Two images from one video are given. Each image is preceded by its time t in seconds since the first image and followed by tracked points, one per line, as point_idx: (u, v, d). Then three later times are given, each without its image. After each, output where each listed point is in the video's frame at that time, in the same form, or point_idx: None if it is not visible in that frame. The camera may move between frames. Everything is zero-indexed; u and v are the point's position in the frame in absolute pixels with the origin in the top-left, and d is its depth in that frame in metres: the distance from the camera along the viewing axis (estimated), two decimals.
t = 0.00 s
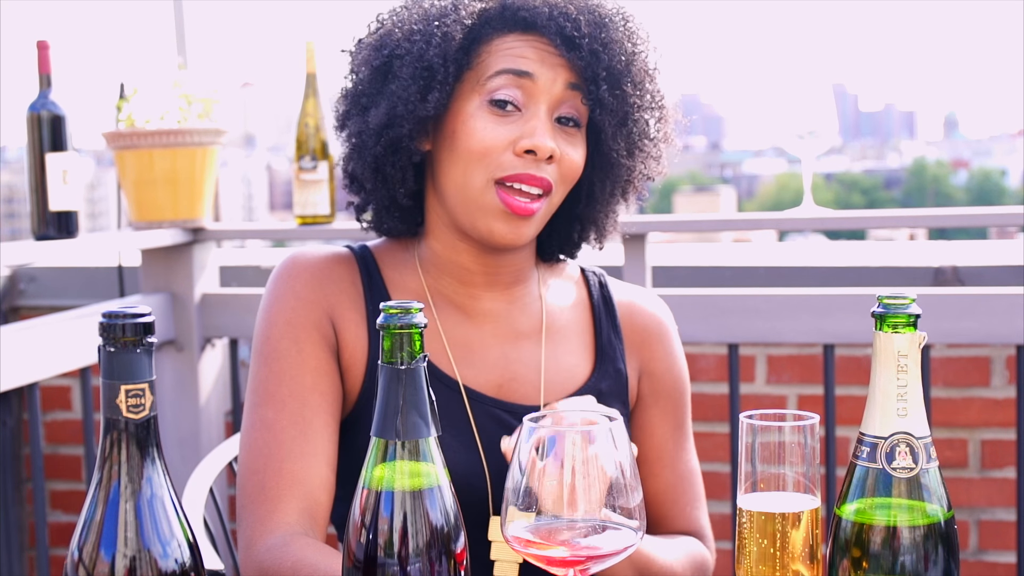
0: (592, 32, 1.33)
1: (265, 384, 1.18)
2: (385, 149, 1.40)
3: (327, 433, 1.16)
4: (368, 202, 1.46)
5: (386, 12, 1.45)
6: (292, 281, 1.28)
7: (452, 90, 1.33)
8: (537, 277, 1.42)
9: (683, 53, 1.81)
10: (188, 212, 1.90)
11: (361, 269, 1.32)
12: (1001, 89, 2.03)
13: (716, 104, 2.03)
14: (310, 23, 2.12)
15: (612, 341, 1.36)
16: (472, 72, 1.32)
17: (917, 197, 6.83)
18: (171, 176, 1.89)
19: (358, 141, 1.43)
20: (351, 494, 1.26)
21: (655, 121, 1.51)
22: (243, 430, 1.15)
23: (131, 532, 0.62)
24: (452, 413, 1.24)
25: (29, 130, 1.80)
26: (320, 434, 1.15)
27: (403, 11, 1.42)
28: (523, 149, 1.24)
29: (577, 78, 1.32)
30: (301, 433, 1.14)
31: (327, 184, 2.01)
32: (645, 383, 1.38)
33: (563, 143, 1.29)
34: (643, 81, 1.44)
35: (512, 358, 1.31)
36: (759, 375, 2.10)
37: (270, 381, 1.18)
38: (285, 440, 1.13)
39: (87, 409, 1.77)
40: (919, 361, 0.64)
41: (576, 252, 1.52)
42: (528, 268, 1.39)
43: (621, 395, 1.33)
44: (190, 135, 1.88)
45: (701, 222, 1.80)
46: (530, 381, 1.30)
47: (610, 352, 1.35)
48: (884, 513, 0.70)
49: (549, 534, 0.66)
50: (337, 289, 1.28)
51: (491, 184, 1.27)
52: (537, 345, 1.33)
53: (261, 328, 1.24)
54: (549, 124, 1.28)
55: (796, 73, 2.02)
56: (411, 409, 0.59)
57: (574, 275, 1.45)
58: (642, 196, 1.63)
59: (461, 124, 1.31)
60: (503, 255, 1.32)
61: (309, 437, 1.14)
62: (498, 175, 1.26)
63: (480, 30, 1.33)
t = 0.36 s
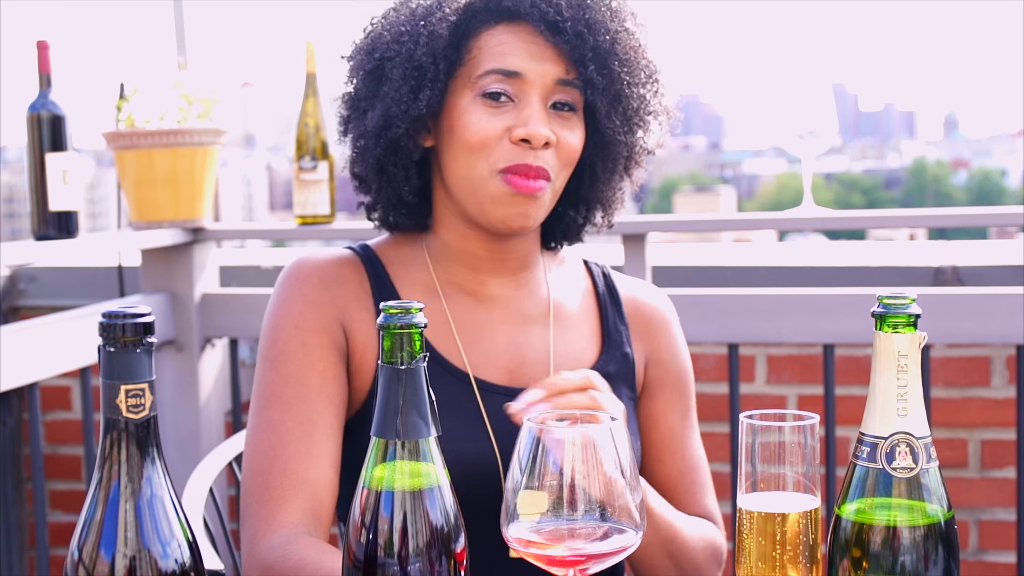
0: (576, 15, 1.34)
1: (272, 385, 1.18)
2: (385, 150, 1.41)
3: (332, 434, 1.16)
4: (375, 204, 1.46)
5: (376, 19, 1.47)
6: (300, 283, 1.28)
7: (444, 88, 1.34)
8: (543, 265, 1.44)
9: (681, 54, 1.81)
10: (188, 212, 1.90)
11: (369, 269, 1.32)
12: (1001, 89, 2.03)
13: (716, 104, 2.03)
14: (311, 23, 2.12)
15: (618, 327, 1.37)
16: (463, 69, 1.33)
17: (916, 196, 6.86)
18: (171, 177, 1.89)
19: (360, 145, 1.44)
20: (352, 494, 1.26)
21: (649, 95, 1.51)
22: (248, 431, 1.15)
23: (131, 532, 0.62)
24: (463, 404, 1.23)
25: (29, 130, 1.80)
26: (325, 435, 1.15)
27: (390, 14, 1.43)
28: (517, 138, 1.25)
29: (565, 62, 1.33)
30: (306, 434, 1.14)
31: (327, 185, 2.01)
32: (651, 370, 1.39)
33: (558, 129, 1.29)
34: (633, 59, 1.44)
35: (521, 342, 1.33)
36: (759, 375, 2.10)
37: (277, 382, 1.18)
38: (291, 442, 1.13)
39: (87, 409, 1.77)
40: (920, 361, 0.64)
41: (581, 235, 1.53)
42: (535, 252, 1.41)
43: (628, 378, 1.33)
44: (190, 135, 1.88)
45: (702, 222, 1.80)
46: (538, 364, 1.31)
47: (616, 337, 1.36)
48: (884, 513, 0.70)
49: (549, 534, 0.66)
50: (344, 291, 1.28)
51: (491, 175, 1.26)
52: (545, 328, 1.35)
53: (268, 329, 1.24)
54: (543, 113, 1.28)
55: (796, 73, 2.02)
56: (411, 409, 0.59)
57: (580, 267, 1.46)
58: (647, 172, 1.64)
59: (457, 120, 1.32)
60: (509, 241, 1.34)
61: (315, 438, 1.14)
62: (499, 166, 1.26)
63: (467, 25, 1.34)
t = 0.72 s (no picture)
0: (576, 11, 1.34)
1: (286, 386, 1.18)
2: (399, 152, 1.43)
3: (345, 438, 1.16)
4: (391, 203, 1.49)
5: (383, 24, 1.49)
6: (318, 284, 1.29)
7: (453, 92, 1.35)
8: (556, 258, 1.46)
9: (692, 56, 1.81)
10: (191, 214, 1.90)
11: (387, 270, 1.32)
12: (1001, 92, 2.04)
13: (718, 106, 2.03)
14: (314, 25, 2.13)
15: (632, 321, 1.38)
16: (470, 71, 1.34)
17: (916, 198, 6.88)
18: (173, 180, 1.89)
19: (375, 148, 1.47)
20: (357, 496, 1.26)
21: (653, 84, 1.52)
22: (262, 434, 1.16)
23: (133, 534, 0.62)
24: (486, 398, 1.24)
25: (32, 133, 1.80)
26: (338, 439, 1.15)
27: (396, 19, 1.44)
28: (529, 138, 1.25)
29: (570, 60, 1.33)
30: (319, 437, 1.14)
31: (329, 187, 2.01)
32: (664, 369, 1.41)
33: (567, 125, 1.30)
34: (635, 52, 1.45)
35: (541, 334, 1.33)
36: (761, 378, 2.10)
37: (292, 383, 1.18)
38: (304, 444, 1.13)
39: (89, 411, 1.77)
40: (921, 364, 0.64)
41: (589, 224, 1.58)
42: (551, 244, 1.43)
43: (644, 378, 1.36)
44: (192, 137, 1.88)
45: (704, 224, 1.80)
46: (558, 353, 1.31)
47: (629, 331, 1.37)
48: (886, 516, 0.70)
49: (551, 536, 0.66)
50: (361, 293, 1.28)
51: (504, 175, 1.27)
52: (563, 319, 1.36)
53: (286, 329, 1.25)
54: (551, 110, 1.29)
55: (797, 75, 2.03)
56: (413, 412, 0.59)
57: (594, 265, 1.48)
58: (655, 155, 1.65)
59: (468, 122, 1.32)
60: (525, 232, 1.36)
61: (327, 442, 1.14)
62: (513, 166, 1.26)
63: (471, 28, 1.35)
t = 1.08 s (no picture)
0: (589, 22, 1.34)
1: (297, 392, 1.18)
2: (414, 160, 1.44)
3: (354, 444, 1.16)
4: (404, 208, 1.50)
5: (396, 31, 1.48)
6: (331, 291, 1.29)
7: (467, 102, 1.36)
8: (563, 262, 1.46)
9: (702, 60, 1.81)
10: (193, 217, 1.90)
11: (400, 278, 1.32)
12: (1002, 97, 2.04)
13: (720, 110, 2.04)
14: (317, 29, 2.14)
15: (639, 327, 1.38)
16: (484, 81, 1.35)
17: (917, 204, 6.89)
18: (175, 183, 1.89)
19: (389, 155, 1.47)
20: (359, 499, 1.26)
21: (666, 90, 1.52)
22: (271, 437, 1.16)
23: (134, 537, 0.62)
24: (496, 404, 1.24)
25: (34, 136, 1.80)
26: (347, 445, 1.15)
27: (410, 27, 1.44)
28: (542, 150, 1.27)
29: (583, 71, 1.33)
30: (328, 442, 1.14)
31: (331, 190, 2.02)
32: (671, 377, 1.41)
33: (580, 134, 1.31)
34: (649, 60, 1.45)
35: (550, 338, 1.33)
36: (762, 382, 2.10)
37: (302, 390, 1.18)
38: (312, 448, 1.13)
39: (90, 414, 1.77)
40: (923, 368, 0.64)
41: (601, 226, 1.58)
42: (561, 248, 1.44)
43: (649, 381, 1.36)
44: (194, 141, 1.89)
45: (705, 228, 1.79)
46: (568, 356, 1.31)
47: (636, 335, 1.37)
48: (887, 520, 0.70)
49: (552, 540, 0.66)
50: (374, 301, 1.28)
51: (517, 186, 1.29)
52: (571, 323, 1.36)
53: (299, 335, 1.25)
54: (564, 121, 1.30)
55: (802, 77, 2.02)
56: (415, 416, 0.59)
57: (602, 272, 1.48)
58: (669, 156, 1.65)
59: (481, 131, 1.34)
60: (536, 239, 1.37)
61: (336, 447, 1.14)
62: (526, 176, 1.28)
63: (485, 38, 1.35)
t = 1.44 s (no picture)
0: (580, 23, 1.33)
1: (305, 386, 1.18)
2: (423, 175, 1.45)
3: (359, 443, 1.16)
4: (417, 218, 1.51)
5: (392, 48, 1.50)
6: (341, 287, 1.30)
7: (468, 113, 1.37)
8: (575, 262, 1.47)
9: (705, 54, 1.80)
10: (192, 210, 1.90)
11: (414, 274, 1.34)
12: (1002, 89, 2.04)
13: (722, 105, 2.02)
14: (315, 22, 2.13)
15: (647, 329, 1.40)
16: (485, 92, 1.35)
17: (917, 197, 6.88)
18: (174, 177, 1.89)
19: (399, 170, 1.49)
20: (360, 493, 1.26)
21: (666, 78, 1.50)
22: (275, 430, 1.15)
23: (134, 531, 0.62)
24: (505, 404, 1.24)
25: (33, 129, 1.80)
26: (352, 443, 1.15)
27: (404, 44, 1.45)
28: (546, 156, 1.27)
29: (584, 70, 1.32)
30: (333, 438, 1.14)
31: (330, 184, 2.01)
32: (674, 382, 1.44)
33: (586, 134, 1.31)
34: (645, 55, 1.42)
35: (558, 338, 1.35)
36: (762, 375, 2.10)
37: (310, 385, 1.18)
38: (318, 443, 1.12)
39: (88, 408, 1.77)
40: (922, 361, 0.64)
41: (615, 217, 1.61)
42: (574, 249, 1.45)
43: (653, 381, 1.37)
44: (193, 134, 1.88)
45: (705, 221, 1.79)
46: (577, 357, 1.32)
47: (643, 339, 1.38)
48: (887, 513, 0.70)
49: (552, 532, 0.66)
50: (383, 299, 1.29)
51: (525, 191, 1.30)
52: (580, 324, 1.38)
53: (306, 331, 1.26)
54: (568, 124, 1.30)
55: (800, 73, 2.03)
56: (414, 409, 0.59)
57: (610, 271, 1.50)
58: (679, 142, 1.64)
59: (487, 141, 1.34)
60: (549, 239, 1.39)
61: (341, 443, 1.14)
62: (530, 180, 1.30)
63: (479, 49, 1.35)
